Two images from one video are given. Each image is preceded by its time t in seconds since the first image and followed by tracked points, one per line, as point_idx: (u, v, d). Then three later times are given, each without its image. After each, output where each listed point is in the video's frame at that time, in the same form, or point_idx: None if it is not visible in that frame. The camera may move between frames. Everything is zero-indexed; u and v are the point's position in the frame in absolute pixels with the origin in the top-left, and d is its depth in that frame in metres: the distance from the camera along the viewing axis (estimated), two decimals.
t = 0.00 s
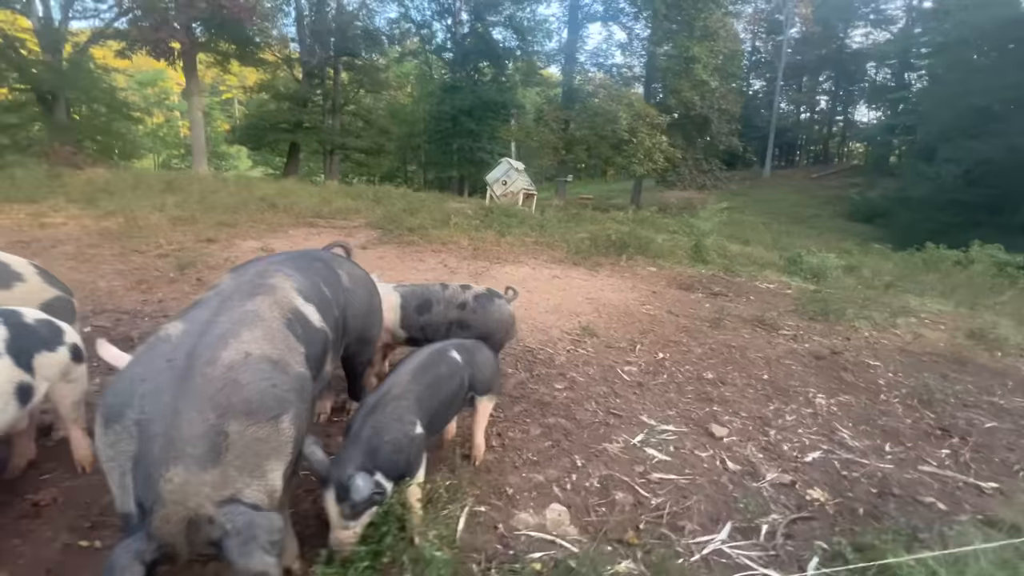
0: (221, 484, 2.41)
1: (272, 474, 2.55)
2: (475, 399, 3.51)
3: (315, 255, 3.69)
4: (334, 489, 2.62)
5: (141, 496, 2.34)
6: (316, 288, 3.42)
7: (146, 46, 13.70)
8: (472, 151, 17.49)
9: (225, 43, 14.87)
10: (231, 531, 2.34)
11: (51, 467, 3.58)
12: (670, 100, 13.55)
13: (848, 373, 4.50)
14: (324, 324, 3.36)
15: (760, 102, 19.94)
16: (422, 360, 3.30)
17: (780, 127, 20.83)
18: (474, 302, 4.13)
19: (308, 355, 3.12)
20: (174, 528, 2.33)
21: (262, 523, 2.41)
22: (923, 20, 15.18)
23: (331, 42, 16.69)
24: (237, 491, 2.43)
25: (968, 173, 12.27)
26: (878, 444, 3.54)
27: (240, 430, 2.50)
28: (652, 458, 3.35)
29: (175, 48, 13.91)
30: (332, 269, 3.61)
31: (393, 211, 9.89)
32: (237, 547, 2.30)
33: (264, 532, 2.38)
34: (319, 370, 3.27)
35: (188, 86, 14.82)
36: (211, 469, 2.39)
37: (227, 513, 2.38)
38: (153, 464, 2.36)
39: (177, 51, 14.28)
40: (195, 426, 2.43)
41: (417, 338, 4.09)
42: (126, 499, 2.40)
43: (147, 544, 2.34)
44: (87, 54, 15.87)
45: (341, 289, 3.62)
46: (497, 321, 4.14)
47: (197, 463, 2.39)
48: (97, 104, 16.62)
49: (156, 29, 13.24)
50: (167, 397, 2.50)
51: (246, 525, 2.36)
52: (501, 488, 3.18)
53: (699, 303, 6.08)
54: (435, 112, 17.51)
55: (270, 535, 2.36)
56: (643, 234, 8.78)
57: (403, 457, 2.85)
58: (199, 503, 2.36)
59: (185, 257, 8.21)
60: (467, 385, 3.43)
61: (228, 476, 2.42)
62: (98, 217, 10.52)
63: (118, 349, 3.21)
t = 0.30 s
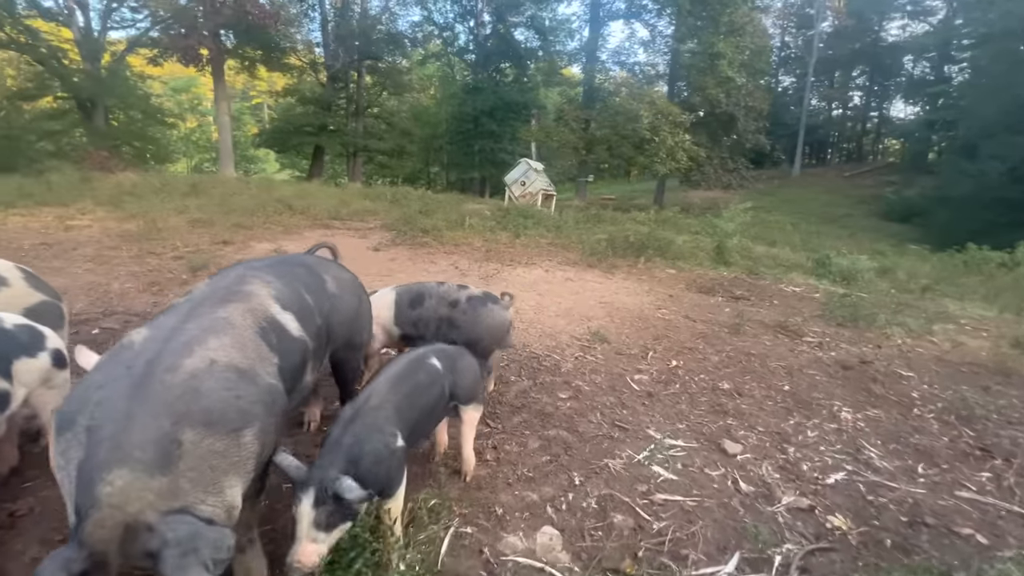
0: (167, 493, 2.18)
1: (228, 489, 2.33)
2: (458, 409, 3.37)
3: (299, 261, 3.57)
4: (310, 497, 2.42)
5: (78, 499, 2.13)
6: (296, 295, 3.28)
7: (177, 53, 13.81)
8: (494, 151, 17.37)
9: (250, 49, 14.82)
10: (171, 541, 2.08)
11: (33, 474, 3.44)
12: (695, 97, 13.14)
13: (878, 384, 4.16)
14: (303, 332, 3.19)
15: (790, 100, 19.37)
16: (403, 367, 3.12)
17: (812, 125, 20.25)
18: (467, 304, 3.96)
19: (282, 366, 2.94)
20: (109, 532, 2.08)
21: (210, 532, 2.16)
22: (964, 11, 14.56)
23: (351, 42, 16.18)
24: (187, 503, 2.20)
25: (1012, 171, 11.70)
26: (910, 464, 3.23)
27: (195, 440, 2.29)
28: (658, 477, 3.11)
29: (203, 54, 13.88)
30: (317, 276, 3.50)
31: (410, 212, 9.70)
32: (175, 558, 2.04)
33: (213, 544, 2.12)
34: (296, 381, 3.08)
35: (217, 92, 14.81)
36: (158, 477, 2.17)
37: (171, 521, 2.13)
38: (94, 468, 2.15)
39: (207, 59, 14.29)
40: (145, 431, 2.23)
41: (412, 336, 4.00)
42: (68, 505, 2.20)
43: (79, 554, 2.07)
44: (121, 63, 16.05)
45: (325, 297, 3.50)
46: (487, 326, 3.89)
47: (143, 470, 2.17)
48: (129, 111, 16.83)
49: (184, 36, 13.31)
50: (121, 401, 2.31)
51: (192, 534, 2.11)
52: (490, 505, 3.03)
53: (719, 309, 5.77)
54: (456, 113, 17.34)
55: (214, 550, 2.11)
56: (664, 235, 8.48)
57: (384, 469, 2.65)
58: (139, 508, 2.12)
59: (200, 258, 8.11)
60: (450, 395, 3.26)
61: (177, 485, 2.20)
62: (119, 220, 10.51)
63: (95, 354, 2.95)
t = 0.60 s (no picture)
0: (118, 483, 1.92)
1: (191, 496, 2.09)
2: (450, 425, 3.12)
3: (283, 264, 3.38)
4: (285, 513, 2.24)
5: (18, 488, 1.85)
6: (275, 302, 3.06)
7: (213, 63, 13.89)
8: (521, 153, 17.18)
9: (283, 56, 14.71)
10: (115, 530, 1.81)
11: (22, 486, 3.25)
12: (727, 94, 12.66)
13: (929, 401, 3.77)
14: (284, 342, 2.95)
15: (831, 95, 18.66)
16: (391, 382, 2.91)
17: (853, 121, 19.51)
18: (460, 311, 3.67)
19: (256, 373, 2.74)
20: (48, 520, 1.79)
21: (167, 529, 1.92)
22: None
23: (381, 47, 15.97)
24: (141, 499, 1.95)
25: None
26: (969, 495, 2.86)
27: (156, 438, 2.07)
28: (676, 501, 2.80)
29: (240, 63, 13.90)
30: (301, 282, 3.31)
31: (433, 214, 9.47)
32: (117, 548, 1.76)
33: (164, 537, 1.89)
34: (274, 394, 2.84)
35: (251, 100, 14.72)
36: (113, 468, 1.93)
37: (119, 511, 1.86)
38: (43, 453, 1.90)
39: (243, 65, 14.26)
40: (103, 423, 2.00)
41: (424, 341, 3.89)
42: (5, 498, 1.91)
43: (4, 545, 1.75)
44: (165, 74, 16.12)
45: (310, 304, 3.33)
46: (482, 335, 3.59)
47: (97, 459, 1.92)
48: (172, 119, 16.91)
49: (221, 45, 13.29)
50: (79, 397, 2.08)
51: (139, 524, 1.85)
52: (492, 536, 2.73)
53: (752, 315, 5.38)
54: (484, 115, 17.09)
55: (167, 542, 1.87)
56: (695, 237, 8.08)
57: (370, 490, 2.45)
58: (84, 494, 1.85)
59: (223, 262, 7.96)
60: (441, 410, 3.03)
61: (133, 482, 1.95)
62: (149, 224, 10.47)
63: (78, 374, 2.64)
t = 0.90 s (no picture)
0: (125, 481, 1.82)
1: (194, 498, 2.01)
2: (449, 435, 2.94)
3: (277, 270, 3.23)
4: (274, 524, 2.07)
5: (16, 485, 1.69)
6: (267, 307, 2.90)
7: (246, 74, 13.99)
8: (546, 154, 16.80)
9: (313, 65, 14.56)
10: (127, 519, 1.68)
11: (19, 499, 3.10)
12: (759, 89, 12.22)
13: (981, 418, 3.48)
14: (277, 349, 2.79)
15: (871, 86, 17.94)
16: (383, 393, 2.74)
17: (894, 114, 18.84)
18: (450, 318, 3.48)
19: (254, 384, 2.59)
20: (56, 513, 1.68)
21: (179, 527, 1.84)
22: None
23: (406, 53, 15.66)
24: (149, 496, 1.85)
25: None
26: None
27: (161, 441, 1.98)
28: (693, 527, 2.56)
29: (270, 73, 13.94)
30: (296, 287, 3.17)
31: (454, 217, 9.27)
32: (135, 531, 1.64)
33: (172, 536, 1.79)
34: (268, 403, 2.68)
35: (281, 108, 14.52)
36: (120, 466, 1.84)
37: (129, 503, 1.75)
38: (42, 453, 1.77)
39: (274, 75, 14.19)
40: (107, 425, 1.90)
41: (418, 343, 3.74)
42: None
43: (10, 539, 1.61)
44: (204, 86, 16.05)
45: (304, 310, 3.18)
46: (470, 343, 3.40)
47: (100, 459, 1.83)
48: (211, 130, 16.99)
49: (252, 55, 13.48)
50: (74, 401, 1.96)
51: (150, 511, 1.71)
52: (493, 562, 2.49)
53: (784, 320, 5.05)
54: (509, 117, 16.90)
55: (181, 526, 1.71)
56: (724, 237, 7.75)
57: (359, 505, 2.31)
58: (93, 489, 1.76)
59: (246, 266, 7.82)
60: (437, 422, 2.85)
61: (139, 480, 1.87)
62: (177, 229, 10.41)
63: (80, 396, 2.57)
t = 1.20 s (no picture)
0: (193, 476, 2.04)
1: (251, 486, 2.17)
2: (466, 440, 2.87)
3: (286, 272, 3.12)
4: (306, 532, 2.10)
5: (95, 491, 1.93)
6: (284, 305, 2.86)
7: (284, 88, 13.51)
8: (579, 157, 16.85)
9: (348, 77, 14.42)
10: (205, 510, 1.92)
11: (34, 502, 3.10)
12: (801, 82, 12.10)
13: None
14: (298, 347, 2.78)
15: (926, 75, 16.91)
16: (393, 393, 2.70)
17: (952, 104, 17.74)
18: (445, 323, 3.53)
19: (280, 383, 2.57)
20: (144, 510, 1.96)
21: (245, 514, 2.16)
22: None
23: (439, 63, 15.79)
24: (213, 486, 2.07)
25: None
26: None
27: (216, 438, 2.11)
28: (708, 548, 2.38)
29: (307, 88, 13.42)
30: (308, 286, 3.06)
31: (482, 222, 9.09)
32: (219, 516, 1.89)
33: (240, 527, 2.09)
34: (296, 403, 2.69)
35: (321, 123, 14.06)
36: (186, 464, 2.03)
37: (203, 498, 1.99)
38: (111, 458, 1.96)
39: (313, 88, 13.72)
40: (162, 430, 2.04)
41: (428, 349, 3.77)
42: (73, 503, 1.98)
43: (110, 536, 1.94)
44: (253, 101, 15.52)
45: (316, 309, 3.08)
46: (463, 344, 3.38)
47: (168, 458, 2.01)
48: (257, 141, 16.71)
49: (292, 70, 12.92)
50: (118, 411, 2.07)
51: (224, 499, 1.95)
52: None
53: (822, 325, 4.75)
54: (541, 121, 16.98)
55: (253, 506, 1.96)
56: (760, 237, 7.44)
57: (379, 502, 2.31)
58: (171, 485, 2.00)
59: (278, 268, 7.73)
60: (451, 422, 2.78)
61: (204, 476, 2.06)
62: (213, 228, 10.32)
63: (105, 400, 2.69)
